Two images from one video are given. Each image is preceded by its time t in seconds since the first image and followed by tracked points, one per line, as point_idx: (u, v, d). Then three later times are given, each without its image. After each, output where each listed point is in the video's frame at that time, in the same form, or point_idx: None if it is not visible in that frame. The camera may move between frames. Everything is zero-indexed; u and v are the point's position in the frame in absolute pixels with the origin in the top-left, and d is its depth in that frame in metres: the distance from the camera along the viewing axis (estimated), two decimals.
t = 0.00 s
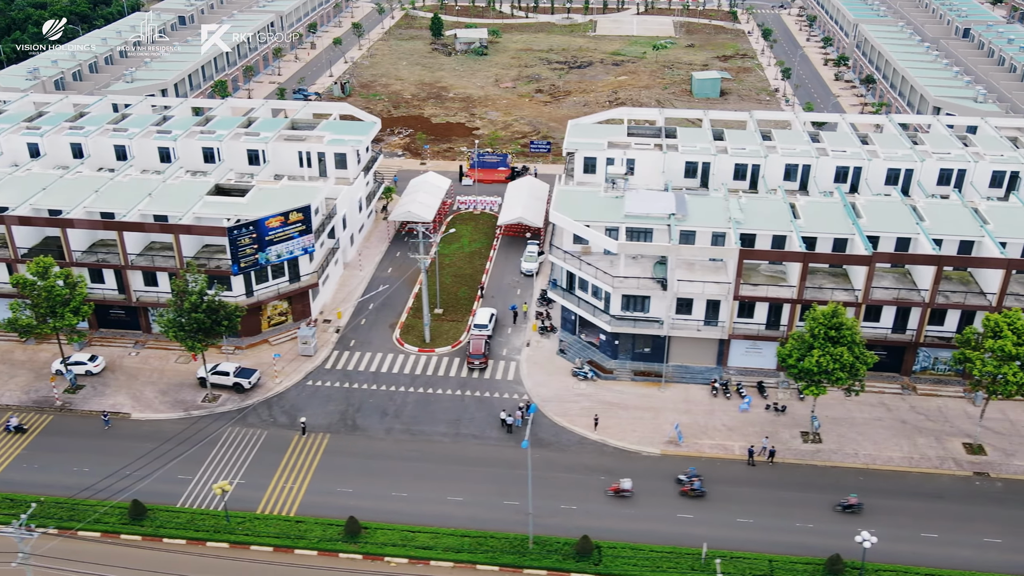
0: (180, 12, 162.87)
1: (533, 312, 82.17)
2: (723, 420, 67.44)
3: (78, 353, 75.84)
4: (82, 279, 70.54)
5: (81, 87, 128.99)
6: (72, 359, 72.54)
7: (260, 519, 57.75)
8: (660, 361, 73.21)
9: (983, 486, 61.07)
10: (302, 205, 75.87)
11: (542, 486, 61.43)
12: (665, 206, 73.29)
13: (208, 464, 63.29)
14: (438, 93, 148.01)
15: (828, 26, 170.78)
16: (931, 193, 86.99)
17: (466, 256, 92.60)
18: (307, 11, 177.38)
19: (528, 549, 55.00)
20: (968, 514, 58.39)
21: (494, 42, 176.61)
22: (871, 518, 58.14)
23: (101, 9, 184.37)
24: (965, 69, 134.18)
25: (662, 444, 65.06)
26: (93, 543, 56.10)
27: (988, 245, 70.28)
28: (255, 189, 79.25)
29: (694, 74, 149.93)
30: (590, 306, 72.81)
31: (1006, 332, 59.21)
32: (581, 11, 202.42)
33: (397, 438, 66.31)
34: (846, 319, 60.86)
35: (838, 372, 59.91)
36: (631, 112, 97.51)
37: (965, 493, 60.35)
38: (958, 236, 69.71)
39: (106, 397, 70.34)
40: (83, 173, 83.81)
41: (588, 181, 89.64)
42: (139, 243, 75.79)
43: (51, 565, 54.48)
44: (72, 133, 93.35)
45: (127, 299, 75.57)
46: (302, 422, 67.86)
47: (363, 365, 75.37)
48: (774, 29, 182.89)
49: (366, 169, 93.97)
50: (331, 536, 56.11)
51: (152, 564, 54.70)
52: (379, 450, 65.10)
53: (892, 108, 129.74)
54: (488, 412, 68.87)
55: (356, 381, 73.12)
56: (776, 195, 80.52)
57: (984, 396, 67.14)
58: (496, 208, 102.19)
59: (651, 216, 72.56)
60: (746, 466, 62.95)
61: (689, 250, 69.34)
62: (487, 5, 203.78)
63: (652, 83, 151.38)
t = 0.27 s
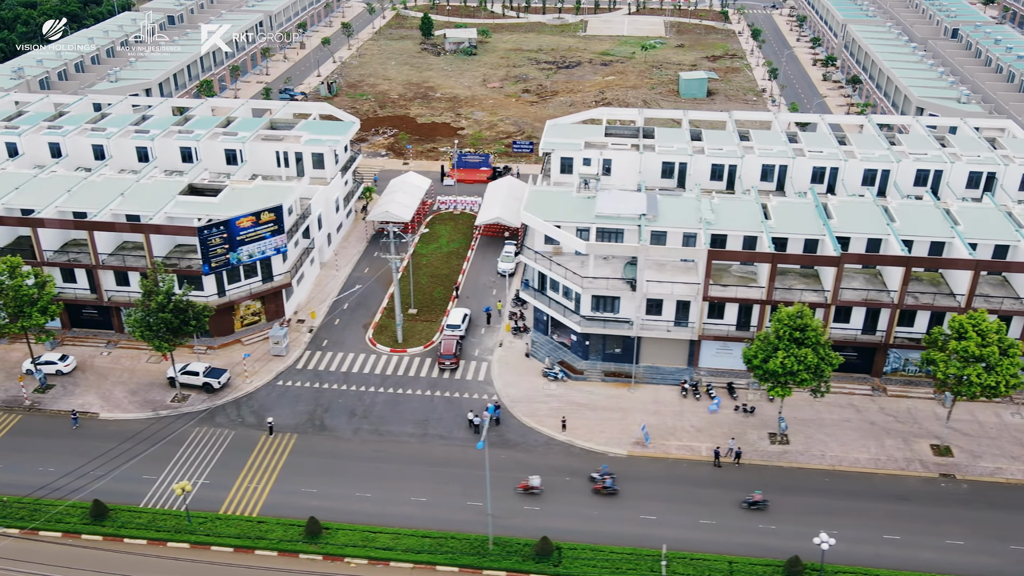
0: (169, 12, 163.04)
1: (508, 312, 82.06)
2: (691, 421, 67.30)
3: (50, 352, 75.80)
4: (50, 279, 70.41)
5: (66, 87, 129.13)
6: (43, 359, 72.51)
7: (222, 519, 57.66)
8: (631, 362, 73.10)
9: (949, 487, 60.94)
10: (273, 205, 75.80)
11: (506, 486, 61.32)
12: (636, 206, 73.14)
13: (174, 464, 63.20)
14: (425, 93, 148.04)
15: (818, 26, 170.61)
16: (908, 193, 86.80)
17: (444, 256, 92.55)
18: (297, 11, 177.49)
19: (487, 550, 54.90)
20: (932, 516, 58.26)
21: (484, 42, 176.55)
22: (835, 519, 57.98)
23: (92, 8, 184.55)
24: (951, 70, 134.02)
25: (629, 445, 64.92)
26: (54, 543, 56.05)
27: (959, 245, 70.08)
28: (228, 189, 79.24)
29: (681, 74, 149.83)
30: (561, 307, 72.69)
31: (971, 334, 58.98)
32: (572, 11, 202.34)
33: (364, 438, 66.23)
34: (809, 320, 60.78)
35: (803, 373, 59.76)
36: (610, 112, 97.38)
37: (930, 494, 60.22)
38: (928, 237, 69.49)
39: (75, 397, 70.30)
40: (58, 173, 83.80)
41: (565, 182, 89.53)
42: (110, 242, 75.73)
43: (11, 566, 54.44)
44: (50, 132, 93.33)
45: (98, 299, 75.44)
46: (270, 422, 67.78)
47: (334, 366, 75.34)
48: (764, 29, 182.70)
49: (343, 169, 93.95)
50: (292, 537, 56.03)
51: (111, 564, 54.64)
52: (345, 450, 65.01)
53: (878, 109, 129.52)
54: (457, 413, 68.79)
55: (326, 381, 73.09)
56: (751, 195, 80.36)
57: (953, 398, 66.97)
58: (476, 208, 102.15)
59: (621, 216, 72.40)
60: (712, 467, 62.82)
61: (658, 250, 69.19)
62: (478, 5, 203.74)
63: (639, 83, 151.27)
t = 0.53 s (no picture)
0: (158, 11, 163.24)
1: (482, 312, 81.91)
2: (659, 422, 67.18)
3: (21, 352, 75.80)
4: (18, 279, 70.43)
5: (52, 87, 129.34)
6: (13, 359, 72.50)
7: (183, 519, 57.60)
8: (602, 363, 72.98)
9: (914, 489, 60.80)
10: (245, 205, 75.73)
11: (469, 489, 61.18)
12: (607, 207, 73.01)
13: (139, 464, 63.14)
14: (412, 93, 148.02)
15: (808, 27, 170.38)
16: (884, 195, 86.61)
17: (421, 256, 92.45)
18: (287, 11, 177.57)
19: (447, 552, 54.82)
20: (895, 518, 58.10)
21: (473, 42, 176.44)
22: (798, 521, 57.86)
23: (83, 8, 184.84)
24: (937, 70, 133.71)
25: (596, 446, 64.81)
26: (15, 543, 56.02)
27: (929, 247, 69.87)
28: (202, 189, 79.24)
29: (669, 75, 149.65)
30: (532, 308, 72.55)
31: (934, 336, 58.78)
32: (563, 11, 202.23)
33: (332, 439, 66.16)
34: (775, 322, 60.64)
35: (767, 375, 59.61)
36: (589, 112, 97.22)
37: (895, 497, 60.08)
38: (898, 238, 69.32)
39: (44, 397, 70.26)
40: (33, 172, 83.76)
41: (542, 182, 89.38)
42: (82, 242, 75.72)
43: None
44: (28, 131, 93.25)
45: (70, 299, 75.40)
46: (238, 422, 67.73)
47: (305, 366, 75.32)
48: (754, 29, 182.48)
49: (321, 169, 93.93)
50: (253, 538, 55.97)
51: (70, 564, 54.59)
52: (312, 451, 64.92)
53: (863, 109, 129.26)
54: (425, 414, 68.71)
55: (297, 382, 73.04)
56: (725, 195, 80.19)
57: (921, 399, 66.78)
58: (456, 208, 102.06)
59: (592, 217, 72.26)
60: (678, 469, 62.71)
61: (627, 251, 69.07)
62: (469, 5, 203.69)
63: (627, 83, 151.11)
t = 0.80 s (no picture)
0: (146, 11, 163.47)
1: (453, 312, 81.83)
2: (624, 423, 67.08)
3: None
4: None
5: (36, 86, 129.60)
6: None
7: (142, 519, 57.57)
8: (570, 364, 72.92)
9: (875, 491, 60.63)
10: (214, 205, 75.69)
11: (430, 489, 61.08)
12: (575, 207, 72.90)
13: (102, 464, 63.10)
14: (398, 93, 148.03)
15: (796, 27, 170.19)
16: (859, 195, 86.39)
17: (396, 256, 92.38)
18: (276, 11, 177.69)
19: (402, 552, 54.73)
20: (854, 520, 57.98)
21: (462, 42, 176.39)
22: (757, 523, 57.73)
23: (73, 7, 185.14)
24: (921, 71, 133.42)
25: (559, 447, 64.70)
26: None
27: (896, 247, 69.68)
28: (173, 189, 79.24)
29: (655, 75, 149.51)
30: (500, 308, 72.49)
31: (894, 337, 58.69)
32: (554, 11, 202.16)
33: (296, 439, 66.07)
34: (738, 322, 60.56)
35: (729, 376, 59.52)
36: (566, 112, 97.10)
37: (856, 499, 59.96)
38: (865, 239, 69.16)
39: (11, 396, 70.24)
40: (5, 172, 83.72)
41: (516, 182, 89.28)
42: (51, 242, 75.70)
43: None
44: (3, 131, 93.21)
45: (39, 299, 75.37)
46: (203, 422, 67.65)
47: (274, 366, 75.26)
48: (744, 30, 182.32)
49: (297, 169, 93.88)
50: (209, 538, 55.91)
51: (26, 564, 54.56)
52: (275, 451, 64.83)
53: (847, 110, 129.05)
54: (390, 414, 68.64)
55: (264, 382, 72.98)
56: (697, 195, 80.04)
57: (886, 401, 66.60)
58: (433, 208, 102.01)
59: (559, 217, 72.17)
60: (640, 470, 62.59)
61: (594, 251, 68.97)
62: (460, 5, 203.65)
63: (613, 83, 150.96)
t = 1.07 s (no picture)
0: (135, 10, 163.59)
1: (428, 312, 81.74)
2: (593, 423, 66.99)
3: None
4: None
5: (22, 86, 129.76)
6: None
7: (104, 519, 57.51)
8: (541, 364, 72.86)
9: (841, 493, 60.46)
10: (185, 204, 75.62)
11: (394, 490, 60.99)
12: (546, 207, 72.75)
13: (67, 463, 63.05)
14: (385, 93, 148.00)
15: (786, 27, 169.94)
16: (836, 196, 86.23)
17: (373, 256, 92.29)
18: (266, 10, 177.74)
19: (362, 553, 54.65)
20: (818, 522, 57.83)
21: (452, 42, 176.29)
22: (720, 524, 57.59)
23: (64, 7, 185.29)
24: (908, 71, 133.14)
25: (526, 448, 64.60)
26: None
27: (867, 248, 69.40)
28: (146, 189, 79.23)
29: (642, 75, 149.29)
30: (470, 308, 72.39)
31: (858, 339, 58.47)
32: (545, 11, 202.00)
33: (263, 439, 66.00)
34: (704, 324, 60.60)
35: (692, 377, 59.35)
36: (545, 112, 96.93)
37: (821, 500, 59.80)
38: (836, 240, 68.91)
39: None
40: None
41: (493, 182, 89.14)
42: (23, 241, 75.67)
43: None
44: None
45: (11, 298, 75.35)
46: (171, 422, 67.59)
47: (246, 365, 75.19)
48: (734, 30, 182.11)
49: (275, 168, 93.85)
50: (171, 538, 55.86)
51: None
52: (242, 450, 64.76)
53: (833, 110, 128.81)
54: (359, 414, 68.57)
55: (235, 381, 72.89)
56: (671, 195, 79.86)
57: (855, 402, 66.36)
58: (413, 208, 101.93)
59: (530, 217, 72.05)
60: (606, 471, 62.48)
61: (563, 252, 68.84)
62: (452, 4, 203.56)
63: (601, 83, 150.74)
